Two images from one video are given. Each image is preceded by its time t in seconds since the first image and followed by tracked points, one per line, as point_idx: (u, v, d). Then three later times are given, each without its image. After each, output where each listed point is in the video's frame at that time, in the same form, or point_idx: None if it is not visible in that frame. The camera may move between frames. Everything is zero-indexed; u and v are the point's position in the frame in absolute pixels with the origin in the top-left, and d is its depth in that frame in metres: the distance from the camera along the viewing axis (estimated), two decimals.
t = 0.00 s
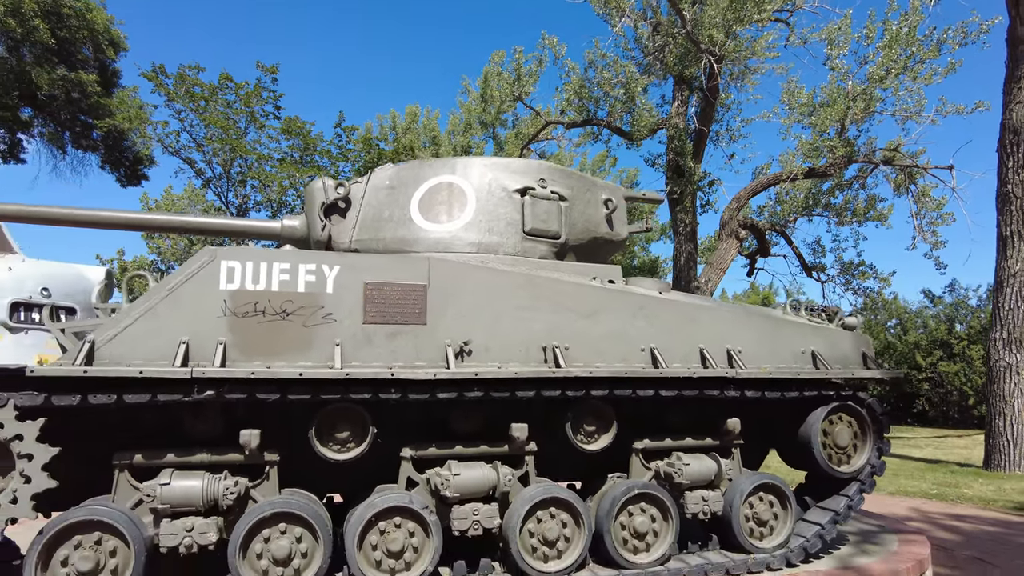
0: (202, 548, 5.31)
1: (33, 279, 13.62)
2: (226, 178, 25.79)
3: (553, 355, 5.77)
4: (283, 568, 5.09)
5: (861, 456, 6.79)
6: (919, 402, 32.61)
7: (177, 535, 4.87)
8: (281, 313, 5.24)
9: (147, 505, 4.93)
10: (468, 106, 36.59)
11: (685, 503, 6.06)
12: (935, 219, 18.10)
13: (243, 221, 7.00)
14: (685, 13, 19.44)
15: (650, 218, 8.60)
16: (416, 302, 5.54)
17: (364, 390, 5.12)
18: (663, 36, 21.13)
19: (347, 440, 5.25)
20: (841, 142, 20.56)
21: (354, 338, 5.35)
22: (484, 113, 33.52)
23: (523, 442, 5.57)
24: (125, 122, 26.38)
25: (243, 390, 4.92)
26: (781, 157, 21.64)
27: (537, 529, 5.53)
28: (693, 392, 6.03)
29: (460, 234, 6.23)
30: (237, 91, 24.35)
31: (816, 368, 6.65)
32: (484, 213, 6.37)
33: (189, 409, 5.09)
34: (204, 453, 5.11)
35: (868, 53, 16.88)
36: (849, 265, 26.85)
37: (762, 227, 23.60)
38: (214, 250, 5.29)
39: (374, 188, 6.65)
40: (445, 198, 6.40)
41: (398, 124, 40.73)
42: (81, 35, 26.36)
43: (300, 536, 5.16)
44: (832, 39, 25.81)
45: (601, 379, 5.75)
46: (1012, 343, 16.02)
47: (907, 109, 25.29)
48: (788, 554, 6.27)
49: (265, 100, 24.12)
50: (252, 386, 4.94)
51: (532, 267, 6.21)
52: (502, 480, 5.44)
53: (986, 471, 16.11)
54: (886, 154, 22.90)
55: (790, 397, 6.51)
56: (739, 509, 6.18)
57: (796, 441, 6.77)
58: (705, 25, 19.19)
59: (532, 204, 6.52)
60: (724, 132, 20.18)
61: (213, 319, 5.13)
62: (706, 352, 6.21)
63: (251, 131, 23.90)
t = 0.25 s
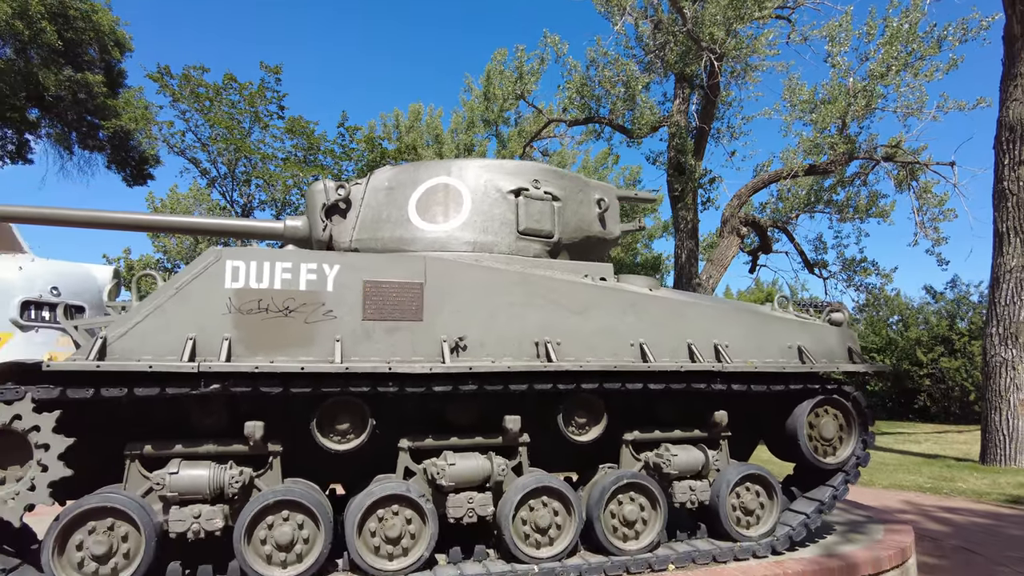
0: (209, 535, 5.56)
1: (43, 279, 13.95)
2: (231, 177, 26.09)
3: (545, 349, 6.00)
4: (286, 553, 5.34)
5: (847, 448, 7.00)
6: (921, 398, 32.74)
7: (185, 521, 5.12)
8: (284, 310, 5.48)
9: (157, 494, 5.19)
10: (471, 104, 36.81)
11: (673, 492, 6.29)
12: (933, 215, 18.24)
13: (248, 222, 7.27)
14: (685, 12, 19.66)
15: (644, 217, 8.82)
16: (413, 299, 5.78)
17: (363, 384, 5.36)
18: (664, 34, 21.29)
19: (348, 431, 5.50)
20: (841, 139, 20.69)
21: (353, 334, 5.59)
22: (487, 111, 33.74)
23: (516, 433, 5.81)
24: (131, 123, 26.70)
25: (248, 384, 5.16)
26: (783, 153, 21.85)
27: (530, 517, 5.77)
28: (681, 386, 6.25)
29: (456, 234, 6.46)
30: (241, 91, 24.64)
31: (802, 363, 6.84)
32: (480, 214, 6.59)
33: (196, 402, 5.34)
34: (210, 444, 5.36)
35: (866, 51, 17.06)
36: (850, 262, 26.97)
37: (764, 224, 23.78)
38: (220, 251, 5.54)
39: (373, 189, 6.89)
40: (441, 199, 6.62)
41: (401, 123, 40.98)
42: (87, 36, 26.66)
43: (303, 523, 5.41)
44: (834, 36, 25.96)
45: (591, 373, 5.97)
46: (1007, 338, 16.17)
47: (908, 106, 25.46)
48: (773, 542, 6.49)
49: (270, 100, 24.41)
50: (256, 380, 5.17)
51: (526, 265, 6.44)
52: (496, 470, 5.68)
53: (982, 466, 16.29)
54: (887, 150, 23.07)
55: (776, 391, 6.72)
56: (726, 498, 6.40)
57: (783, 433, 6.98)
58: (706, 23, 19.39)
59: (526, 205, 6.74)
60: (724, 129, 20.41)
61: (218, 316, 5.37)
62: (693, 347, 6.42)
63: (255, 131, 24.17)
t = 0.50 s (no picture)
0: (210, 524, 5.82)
1: (47, 278, 14.22)
2: (232, 177, 26.32)
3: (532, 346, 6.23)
4: (284, 540, 5.60)
5: (826, 441, 7.23)
6: (918, 394, 32.94)
7: (187, 510, 5.38)
8: (280, 309, 5.72)
9: (160, 484, 5.45)
10: (470, 102, 36.97)
11: (656, 483, 6.54)
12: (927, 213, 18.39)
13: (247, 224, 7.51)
14: (682, 10, 19.84)
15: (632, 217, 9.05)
16: (404, 298, 6.02)
17: (356, 379, 5.60)
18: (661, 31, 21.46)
19: (341, 425, 5.74)
20: (836, 137, 20.87)
21: (347, 331, 5.84)
22: (486, 109, 33.91)
23: (503, 427, 6.05)
24: (133, 123, 26.93)
25: (246, 379, 5.41)
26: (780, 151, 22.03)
27: (517, 507, 6.02)
28: (663, 380, 6.48)
29: (446, 235, 6.70)
30: (242, 91, 24.86)
31: (782, 358, 7.06)
32: (470, 215, 6.83)
33: (197, 397, 5.59)
34: (211, 437, 5.62)
35: (860, 50, 17.22)
36: (847, 258, 27.14)
37: (762, 221, 23.97)
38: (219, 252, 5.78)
39: (367, 192, 7.13)
40: (432, 201, 6.86)
41: (401, 121, 41.16)
42: (88, 37, 26.84)
43: (299, 512, 5.67)
44: (831, 33, 26.10)
45: (576, 368, 6.21)
46: (997, 335, 16.37)
47: (905, 103, 25.63)
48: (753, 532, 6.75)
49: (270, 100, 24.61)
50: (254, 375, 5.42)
51: (514, 265, 6.68)
52: (484, 461, 5.93)
53: (972, 460, 16.51)
54: (884, 147, 23.23)
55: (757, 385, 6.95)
56: (708, 489, 6.64)
57: (764, 427, 7.21)
58: (703, 21, 19.57)
59: (514, 206, 6.97)
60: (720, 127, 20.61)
61: (217, 314, 5.62)
62: (675, 343, 6.65)
63: (256, 131, 24.38)
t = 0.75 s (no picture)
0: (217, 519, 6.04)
1: (52, 279, 14.45)
2: (233, 178, 26.54)
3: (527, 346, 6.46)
4: (288, 534, 5.81)
5: (813, 439, 7.45)
6: (914, 393, 33.20)
7: (196, 504, 5.61)
8: (284, 311, 5.94)
9: (169, 480, 5.67)
10: (469, 103, 37.21)
11: (647, 479, 6.77)
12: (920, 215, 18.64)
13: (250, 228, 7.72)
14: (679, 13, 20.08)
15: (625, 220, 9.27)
16: (404, 300, 6.24)
17: (357, 378, 5.82)
18: (658, 33, 21.70)
19: (343, 422, 5.97)
20: (832, 138, 21.13)
21: (348, 332, 6.06)
22: (485, 110, 34.16)
23: (500, 424, 6.28)
24: (135, 124, 27.17)
25: (252, 378, 5.63)
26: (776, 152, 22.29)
27: (513, 502, 6.25)
28: (654, 379, 6.71)
29: (444, 239, 6.92)
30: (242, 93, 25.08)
31: (770, 358, 7.27)
32: (467, 220, 7.05)
33: (205, 396, 5.81)
34: (218, 434, 5.84)
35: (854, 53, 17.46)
36: (844, 258, 27.38)
37: (759, 222, 24.22)
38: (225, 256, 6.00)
39: (368, 197, 7.34)
40: (431, 206, 7.08)
41: (401, 122, 41.38)
42: (90, 38, 27.01)
43: (303, 506, 5.89)
44: (828, 35, 26.35)
45: (570, 368, 6.43)
46: (988, 334, 16.62)
47: (901, 105, 25.89)
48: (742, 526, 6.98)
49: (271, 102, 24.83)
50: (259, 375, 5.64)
51: (510, 268, 6.90)
52: (481, 458, 6.15)
53: (964, 458, 16.75)
54: (880, 148, 23.48)
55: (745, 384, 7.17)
56: (697, 485, 6.86)
57: (753, 425, 7.43)
58: (700, 23, 19.81)
59: (510, 211, 7.20)
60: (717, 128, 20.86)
61: (224, 316, 5.84)
62: (666, 344, 6.87)
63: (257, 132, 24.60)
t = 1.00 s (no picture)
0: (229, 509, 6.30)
1: (58, 278, 14.68)
2: (234, 177, 26.77)
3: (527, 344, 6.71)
4: (297, 523, 6.07)
5: (802, 435, 7.70)
6: (908, 393, 33.52)
7: (209, 494, 5.86)
8: (294, 309, 6.20)
9: (184, 471, 5.93)
10: (469, 104, 37.47)
11: (642, 472, 7.03)
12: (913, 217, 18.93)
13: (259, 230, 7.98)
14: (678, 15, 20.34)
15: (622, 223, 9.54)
16: (408, 299, 6.50)
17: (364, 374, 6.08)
18: (656, 35, 21.99)
19: (350, 416, 6.23)
20: (828, 140, 21.42)
21: (355, 330, 6.32)
22: (485, 110, 34.42)
23: (500, 419, 6.54)
24: (137, 124, 27.40)
25: (263, 374, 5.88)
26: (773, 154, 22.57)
27: (512, 493, 6.51)
28: (648, 376, 6.97)
29: (447, 241, 7.18)
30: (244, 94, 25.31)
31: (760, 357, 7.53)
32: (469, 222, 7.31)
33: (217, 391, 6.06)
34: (230, 428, 6.09)
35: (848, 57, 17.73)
36: (840, 259, 27.67)
37: (756, 223, 24.51)
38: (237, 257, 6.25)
39: (373, 200, 7.59)
40: (434, 209, 7.34)
41: (400, 122, 41.62)
42: (93, 38, 27.20)
43: (311, 497, 6.15)
44: (825, 38, 26.63)
45: (567, 365, 6.70)
46: (979, 335, 16.91)
47: (897, 108, 26.17)
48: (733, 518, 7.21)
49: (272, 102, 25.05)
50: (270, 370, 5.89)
51: (510, 269, 7.17)
52: (482, 451, 6.42)
53: (954, 456, 17.05)
54: (876, 150, 23.75)
55: (736, 381, 7.43)
56: (690, 478, 7.12)
57: (744, 421, 7.70)
58: (698, 26, 20.08)
59: (511, 214, 7.46)
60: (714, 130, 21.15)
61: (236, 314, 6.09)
62: (660, 342, 7.13)
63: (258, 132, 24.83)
